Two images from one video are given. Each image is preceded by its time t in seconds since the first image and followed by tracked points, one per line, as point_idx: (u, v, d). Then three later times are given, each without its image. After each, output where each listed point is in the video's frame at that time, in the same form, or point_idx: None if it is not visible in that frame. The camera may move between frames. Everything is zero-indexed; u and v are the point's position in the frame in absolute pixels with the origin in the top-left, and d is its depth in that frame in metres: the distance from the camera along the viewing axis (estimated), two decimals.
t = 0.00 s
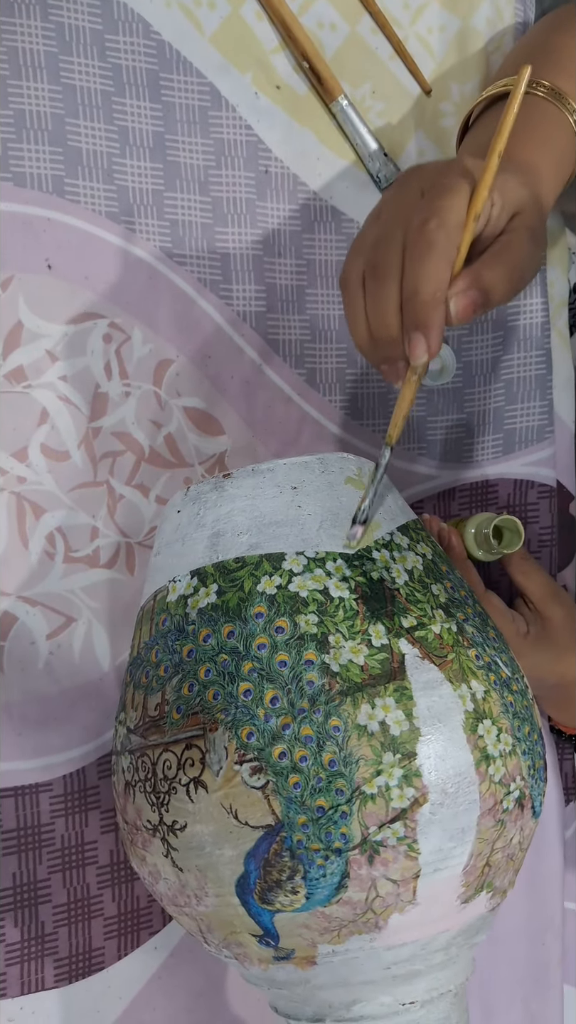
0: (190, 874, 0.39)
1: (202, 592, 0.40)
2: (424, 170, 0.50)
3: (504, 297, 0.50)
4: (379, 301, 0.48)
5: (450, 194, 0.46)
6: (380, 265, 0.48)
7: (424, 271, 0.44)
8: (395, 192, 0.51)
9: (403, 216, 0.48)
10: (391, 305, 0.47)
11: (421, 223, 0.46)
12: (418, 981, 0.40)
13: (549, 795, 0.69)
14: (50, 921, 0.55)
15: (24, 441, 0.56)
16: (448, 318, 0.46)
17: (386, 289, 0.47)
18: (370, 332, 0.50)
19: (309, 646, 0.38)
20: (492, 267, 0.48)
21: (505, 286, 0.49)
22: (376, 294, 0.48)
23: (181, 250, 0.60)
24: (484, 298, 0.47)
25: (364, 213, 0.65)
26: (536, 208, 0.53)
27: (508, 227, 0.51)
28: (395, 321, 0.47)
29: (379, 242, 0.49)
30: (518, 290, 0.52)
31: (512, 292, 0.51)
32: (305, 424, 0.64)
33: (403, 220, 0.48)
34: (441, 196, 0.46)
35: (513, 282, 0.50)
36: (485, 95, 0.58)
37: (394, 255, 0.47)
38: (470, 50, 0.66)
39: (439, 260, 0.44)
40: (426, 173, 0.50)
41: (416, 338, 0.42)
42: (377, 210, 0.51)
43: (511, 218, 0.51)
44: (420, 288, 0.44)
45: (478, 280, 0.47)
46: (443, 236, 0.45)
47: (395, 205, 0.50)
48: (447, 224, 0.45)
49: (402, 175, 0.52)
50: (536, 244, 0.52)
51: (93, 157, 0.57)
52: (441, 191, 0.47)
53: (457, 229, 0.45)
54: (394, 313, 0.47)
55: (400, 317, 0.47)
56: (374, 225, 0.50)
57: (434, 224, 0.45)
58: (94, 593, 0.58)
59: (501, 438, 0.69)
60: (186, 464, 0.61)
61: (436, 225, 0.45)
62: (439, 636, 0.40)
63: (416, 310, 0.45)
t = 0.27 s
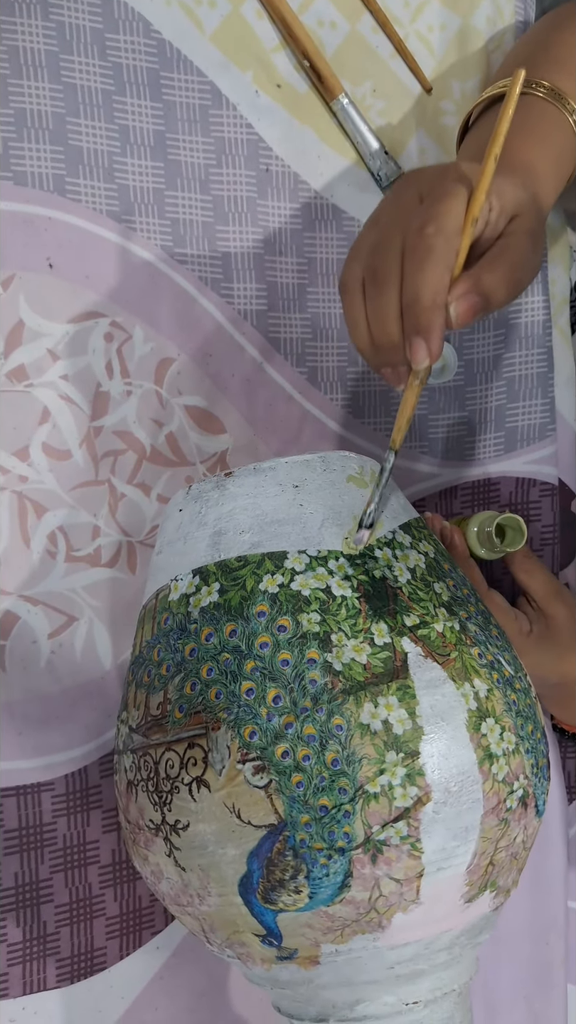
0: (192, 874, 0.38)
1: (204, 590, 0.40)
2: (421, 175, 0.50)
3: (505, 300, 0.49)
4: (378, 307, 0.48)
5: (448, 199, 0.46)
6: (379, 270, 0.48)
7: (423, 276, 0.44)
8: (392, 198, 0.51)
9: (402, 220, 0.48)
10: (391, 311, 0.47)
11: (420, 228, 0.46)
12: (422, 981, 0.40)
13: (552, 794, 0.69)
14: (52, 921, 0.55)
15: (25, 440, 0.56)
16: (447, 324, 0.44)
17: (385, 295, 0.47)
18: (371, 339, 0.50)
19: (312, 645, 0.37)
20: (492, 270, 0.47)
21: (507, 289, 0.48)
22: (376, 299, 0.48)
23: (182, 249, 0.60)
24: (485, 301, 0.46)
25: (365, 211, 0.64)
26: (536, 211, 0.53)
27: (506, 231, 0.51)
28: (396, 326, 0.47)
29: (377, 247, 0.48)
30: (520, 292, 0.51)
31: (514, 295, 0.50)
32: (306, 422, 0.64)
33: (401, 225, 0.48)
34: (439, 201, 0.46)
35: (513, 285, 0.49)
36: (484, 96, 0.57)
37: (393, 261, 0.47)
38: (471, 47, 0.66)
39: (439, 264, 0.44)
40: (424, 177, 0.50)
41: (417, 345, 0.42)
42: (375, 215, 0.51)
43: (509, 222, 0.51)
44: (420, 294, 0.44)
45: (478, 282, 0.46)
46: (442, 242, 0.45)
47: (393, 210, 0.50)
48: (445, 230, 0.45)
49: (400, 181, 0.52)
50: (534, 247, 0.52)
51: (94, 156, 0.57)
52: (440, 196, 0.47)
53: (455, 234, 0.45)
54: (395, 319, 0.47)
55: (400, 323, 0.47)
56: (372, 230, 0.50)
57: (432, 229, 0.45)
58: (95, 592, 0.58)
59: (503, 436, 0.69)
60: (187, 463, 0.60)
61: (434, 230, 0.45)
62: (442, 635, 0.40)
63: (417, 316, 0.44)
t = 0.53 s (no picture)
0: (193, 875, 0.38)
1: (205, 592, 0.40)
2: (420, 180, 0.50)
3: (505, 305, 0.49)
4: (378, 313, 0.48)
5: (447, 206, 0.46)
6: (380, 276, 0.48)
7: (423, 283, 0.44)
8: (392, 203, 0.51)
9: (401, 225, 0.48)
10: (391, 317, 0.47)
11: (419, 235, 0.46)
12: (422, 983, 0.40)
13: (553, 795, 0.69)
14: (53, 921, 0.55)
15: (26, 440, 0.56)
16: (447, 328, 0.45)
17: (385, 302, 0.47)
18: (371, 343, 0.50)
19: (313, 647, 0.37)
20: (491, 276, 0.47)
21: (507, 294, 0.48)
22: (377, 305, 0.48)
23: (184, 250, 0.60)
24: (484, 306, 0.46)
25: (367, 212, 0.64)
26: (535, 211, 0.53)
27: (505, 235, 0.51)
28: (396, 333, 0.47)
29: (377, 253, 0.48)
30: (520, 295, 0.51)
31: (514, 299, 0.50)
32: (308, 423, 0.64)
33: (401, 230, 0.48)
34: (438, 207, 0.46)
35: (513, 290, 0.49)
36: (487, 94, 0.58)
37: (392, 267, 0.47)
38: (473, 47, 0.66)
39: (438, 272, 0.44)
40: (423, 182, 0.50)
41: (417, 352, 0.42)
42: (375, 220, 0.51)
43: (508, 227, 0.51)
44: (419, 301, 0.44)
45: (477, 288, 0.46)
46: (442, 248, 0.44)
47: (393, 216, 0.50)
48: (445, 236, 0.45)
49: (400, 184, 0.52)
50: (534, 251, 0.52)
51: (95, 156, 0.57)
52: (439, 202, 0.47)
53: (455, 240, 0.45)
54: (394, 325, 0.47)
55: (400, 329, 0.47)
56: (372, 235, 0.50)
57: (432, 235, 0.45)
58: (96, 592, 0.58)
59: (505, 437, 0.69)
60: (189, 464, 0.60)
61: (434, 236, 0.45)
62: (443, 637, 0.40)
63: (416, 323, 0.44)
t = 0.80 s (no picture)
0: (193, 878, 0.38)
1: (206, 595, 0.40)
2: (427, 172, 0.50)
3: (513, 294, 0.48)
4: (387, 305, 0.47)
5: (454, 197, 0.45)
6: (387, 268, 0.47)
7: (431, 275, 0.44)
8: (400, 193, 0.50)
9: (410, 215, 0.47)
10: (400, 309, 0.46)
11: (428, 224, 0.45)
12: (422, 986, 0.40)
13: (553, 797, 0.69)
14: (53, 922, 0.55)
15: (27, 441, 0.56)
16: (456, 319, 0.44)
17: (394, 292, 0.46)
18: (379, 335, 0.49)
19: (314, 650, 0.37)
20: (502, 263, 0.47)
21: (515, 283, 0.48)
22: (385, 297, 0.47)
23: (185, 250, 0.60)
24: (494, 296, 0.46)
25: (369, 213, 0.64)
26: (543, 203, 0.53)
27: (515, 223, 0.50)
28: (405, 324, 0.46)
29: (385, 244, 0.48)
30: (528, 285, 0.50)
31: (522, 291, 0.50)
32: (309, 424, 0.64)
33: (408, 220, 0.47)
34: (447, 197, 0.46)
35: (522, 279, 0.49)
36: (495, 89, 0.57)
37: (401, 257, 0.46)
38: (475, 48, 0.66)
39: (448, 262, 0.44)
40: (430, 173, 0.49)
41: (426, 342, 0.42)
42: (382, 211, 0.50)
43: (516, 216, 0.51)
44: (429, 292, 0.44)
45: (487, 277, 0.45)
46: (450, 239, 0.44)
47: (400, 207, 0.49)
48: (454, 226, 0.44)
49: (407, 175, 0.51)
50: (544, 241, 0.51)
51: (97, 157, 0.57)
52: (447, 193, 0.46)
53: (463, 232, 0.44)
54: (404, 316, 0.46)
55: (409, 321, 0.46)
56: (380, 226, 0.50)
57: (441, 226, 0.44)
58: (97, 593, 0.58)
59: (506, 439, 0.69)
60: (190, 465, 0.60)
61: (443, 227, 0.44)
62: (444, 640, 0.40)
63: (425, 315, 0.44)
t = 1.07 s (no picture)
0: (195, 878, 0.39)
1: (207, 595, 0.40)
2: (435, 168, 0.50)
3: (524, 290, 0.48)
4: (396, 301, 0.48)
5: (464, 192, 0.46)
6: (396, 264, 0.48)
7: (441, 269, 0.44)
8: (407, 191, 0.51)
9: (418, 212, 0.48)
10: (409, 304, 0.47)
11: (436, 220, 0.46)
12: (423, 985, 0.40)
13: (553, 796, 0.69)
14: (54, 922, 0.55)
15: (28, 441, 0.56)
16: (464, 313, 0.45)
17: (403, 288, 0.47)
18: (390, 332, 0.50)
19: (315, 650, 0.38)
20: (511, 260, 0.46)
21: (527, 279, 0.48)
22: (394, 292, 0.48)
23: (186, 250, 0.60)
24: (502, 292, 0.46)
25: (369, 213, 0.64)
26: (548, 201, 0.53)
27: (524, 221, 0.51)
28: (415, 319, 0.47)
29: (394, 240, 0.48)
30: (538, 283, 0.50)
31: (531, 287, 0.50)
32: (309, 424, 0.64)
33: (417, 217, 0.48)
34: (455, 194, 0.46)
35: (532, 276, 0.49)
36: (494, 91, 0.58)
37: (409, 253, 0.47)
38: (476, 48, 0.66)
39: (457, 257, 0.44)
40: (438, 170, 0.50)
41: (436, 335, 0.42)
42: (390, 208, 0.51)
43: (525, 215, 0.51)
44: (438, 287, 0.44)
45: (495, 273, 0.45)
46: (459, 234, 0.44)
47: (408, 204, 0.49)
48: (463, 221, 0.45)
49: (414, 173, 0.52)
50: (552, 238, 0.51)
51: (97, 157, 0.57)
52: (455, 190, 0.47)
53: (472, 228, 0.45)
54: (413, 312, 0.47)
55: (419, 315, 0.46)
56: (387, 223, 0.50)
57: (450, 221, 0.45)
58: (98, 593, 0.58)
59: (506, 439, 0.69)
60: (190, 465, 0.61)
61: (452, 223, 0.45)
62: (445, 640, 0.40)
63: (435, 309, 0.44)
